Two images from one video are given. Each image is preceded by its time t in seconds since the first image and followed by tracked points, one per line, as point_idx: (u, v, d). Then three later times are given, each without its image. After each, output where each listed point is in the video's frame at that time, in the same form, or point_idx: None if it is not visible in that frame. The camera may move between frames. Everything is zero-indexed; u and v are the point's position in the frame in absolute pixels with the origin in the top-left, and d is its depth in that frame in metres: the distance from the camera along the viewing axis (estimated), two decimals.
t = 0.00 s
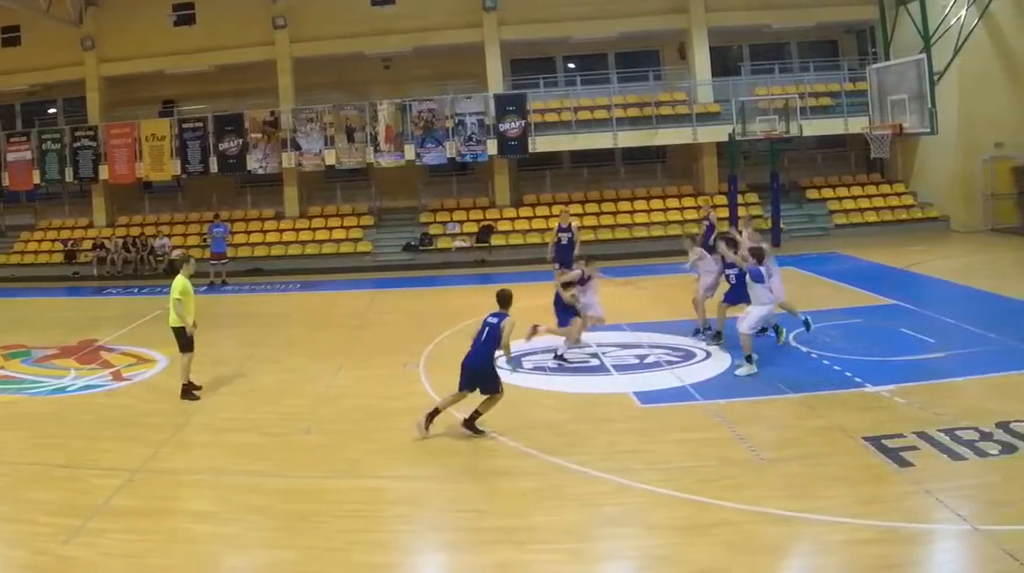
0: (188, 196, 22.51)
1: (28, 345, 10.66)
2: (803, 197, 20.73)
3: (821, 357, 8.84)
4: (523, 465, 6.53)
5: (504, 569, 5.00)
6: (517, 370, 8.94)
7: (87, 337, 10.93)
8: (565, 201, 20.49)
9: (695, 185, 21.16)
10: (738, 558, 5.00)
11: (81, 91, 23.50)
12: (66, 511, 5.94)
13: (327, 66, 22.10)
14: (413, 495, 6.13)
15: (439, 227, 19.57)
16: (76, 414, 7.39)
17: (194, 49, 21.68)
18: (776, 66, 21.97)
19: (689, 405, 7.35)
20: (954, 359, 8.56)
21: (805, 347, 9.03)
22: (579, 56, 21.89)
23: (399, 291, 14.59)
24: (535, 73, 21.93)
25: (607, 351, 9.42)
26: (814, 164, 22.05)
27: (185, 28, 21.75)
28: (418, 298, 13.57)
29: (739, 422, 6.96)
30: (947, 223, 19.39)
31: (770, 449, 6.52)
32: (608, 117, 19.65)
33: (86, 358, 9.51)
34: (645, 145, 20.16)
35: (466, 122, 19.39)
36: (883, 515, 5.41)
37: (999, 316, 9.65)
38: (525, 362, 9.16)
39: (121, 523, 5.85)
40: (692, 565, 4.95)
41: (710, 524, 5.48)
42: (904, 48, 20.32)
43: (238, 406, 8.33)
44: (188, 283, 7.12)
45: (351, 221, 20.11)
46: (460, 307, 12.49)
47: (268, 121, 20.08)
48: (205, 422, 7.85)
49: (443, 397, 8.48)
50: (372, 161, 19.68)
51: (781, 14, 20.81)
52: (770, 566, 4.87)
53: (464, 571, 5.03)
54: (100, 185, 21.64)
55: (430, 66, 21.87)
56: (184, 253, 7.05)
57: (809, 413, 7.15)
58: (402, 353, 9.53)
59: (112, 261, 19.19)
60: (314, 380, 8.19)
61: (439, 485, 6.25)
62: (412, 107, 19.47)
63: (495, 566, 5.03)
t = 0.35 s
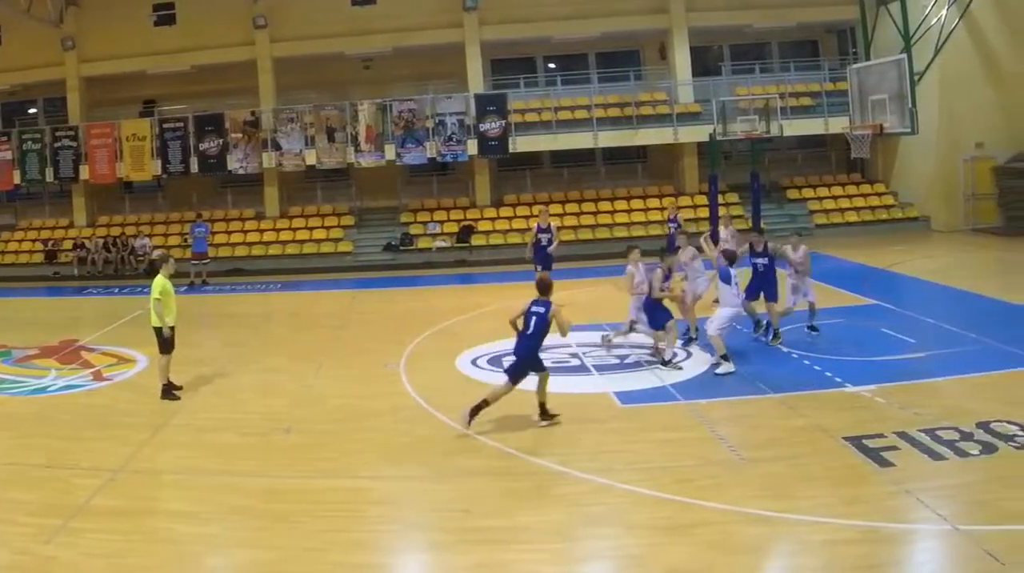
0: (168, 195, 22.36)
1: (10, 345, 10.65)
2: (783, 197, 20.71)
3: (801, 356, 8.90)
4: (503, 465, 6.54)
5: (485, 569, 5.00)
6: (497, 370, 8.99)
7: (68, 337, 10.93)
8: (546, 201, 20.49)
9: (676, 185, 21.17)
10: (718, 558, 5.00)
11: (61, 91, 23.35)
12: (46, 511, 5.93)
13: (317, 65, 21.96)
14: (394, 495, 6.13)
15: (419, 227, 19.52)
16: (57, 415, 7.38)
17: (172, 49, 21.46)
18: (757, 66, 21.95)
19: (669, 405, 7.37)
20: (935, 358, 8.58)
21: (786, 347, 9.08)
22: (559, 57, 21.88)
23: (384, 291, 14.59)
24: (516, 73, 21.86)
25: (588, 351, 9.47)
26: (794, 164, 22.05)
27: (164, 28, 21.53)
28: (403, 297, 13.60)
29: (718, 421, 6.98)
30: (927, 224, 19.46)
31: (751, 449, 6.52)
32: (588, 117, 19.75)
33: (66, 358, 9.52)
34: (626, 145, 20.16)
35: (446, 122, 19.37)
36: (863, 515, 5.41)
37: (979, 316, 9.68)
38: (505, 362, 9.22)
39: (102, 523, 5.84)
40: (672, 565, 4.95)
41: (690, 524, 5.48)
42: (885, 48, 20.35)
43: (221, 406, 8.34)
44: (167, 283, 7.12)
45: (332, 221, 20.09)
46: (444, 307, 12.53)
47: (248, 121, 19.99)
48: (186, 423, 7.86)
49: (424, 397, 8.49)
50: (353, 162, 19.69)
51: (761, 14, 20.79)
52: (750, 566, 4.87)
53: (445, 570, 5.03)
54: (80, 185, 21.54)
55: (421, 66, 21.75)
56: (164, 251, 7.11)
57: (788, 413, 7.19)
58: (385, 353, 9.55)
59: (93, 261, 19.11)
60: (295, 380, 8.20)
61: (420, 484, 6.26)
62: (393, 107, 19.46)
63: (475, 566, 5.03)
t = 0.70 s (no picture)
0: (150, 195, 22.31)
1: None
2: (765, 197, 20.73)
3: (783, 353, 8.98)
4: (485, 465, 6.54)
5: (466, 570, 5.00)
6: (478, 370, 9.03)
7: (50, 337, 10.93)
8: (528, 201, 20.51)
9: (657, 185, 21.20)
10: (698, 557, 5.00)
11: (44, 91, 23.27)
12: (26, 511, 5.92)
13: (306, 65, 21.86)
14: (377, 495, 6.13)
15: (401, 227, 19.51)
16: (39, 415, 7.38)
17: (155, 49, 21.40)
18: (739, 66, 21.99)
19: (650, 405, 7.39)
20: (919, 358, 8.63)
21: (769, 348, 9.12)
22: (541, 57, 21.87)
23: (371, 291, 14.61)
24: (498, 73, 21.84)
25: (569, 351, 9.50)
26: (775, 164, 22.09)
27: (147, 28, 21.45)
28: (390, 297, 13.64)
29: (701, 421, 6.99)
30: (909, 224, 19.45)
31: (733, 448, 6.52)
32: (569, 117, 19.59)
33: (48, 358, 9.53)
34: (608, 145, 20.17)
35: (428, 123, 19.36)
36: (846, 515, 5.40)
37: (961, 316, 9.77)
38: (486, 362, 9.26)
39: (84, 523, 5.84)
40: (653, 566, 4.94)
41: (673, 523, 5.47)
42: (866, 48, 20.36)
43: (205, 406, 8.35)
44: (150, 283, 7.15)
45: (313, 221, 20.06)
46: (429, 307, 12.56)
47: (230, 121, 19.98)
48: (168, 422, 7.87)
49: (407, 397, 8.52)
50: (334, 162, 19.64)
51: (742, 14, 20.84)
52: (732, 566, 4.86)
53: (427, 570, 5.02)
54: (62, 185, 21.49)
55: (411, 66, 21.71)
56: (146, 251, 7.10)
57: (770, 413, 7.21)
58: (368, 354, 9.57)
59: (76, 261, 19.04)
60: (278, 380, 8.21)
61: (403, 484, 6.26)
62: (374, 107, 19.43)
63: (457, 566, 5.02)
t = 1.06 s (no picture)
0: (132, 195, 22.28)
1: None
2: (747, 197, 20.72)
3: (760, 350, 9.05)
4: (467, 465, 6.55)
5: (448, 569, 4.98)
6: (460, 370, 9.08)
7: (31, 338, 10.93)
8: (510, 200, 20.51)
9: (640, 185, 21.22)
10: (679, 558, 4.99)
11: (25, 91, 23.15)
12: (6, 512, 5.90)
13: (298, 65, 21.84)
14: (359, 495, 6.12)
15: (383, 227, 19.52)
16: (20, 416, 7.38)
17: (137, 49, 21.35)
18: (721, 66, 22.02)
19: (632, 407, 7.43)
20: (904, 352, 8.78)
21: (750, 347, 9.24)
22: (523, 56, 21.86)
23: (356, 291, 14.62)
24: (479, 73, 21.83)
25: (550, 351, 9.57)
26: (758, 164, 22.08)
27: (129, 28, 21.41)
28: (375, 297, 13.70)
29: (683, 421, 7.02)
30: (891, 223, 19.51)
31: (714, 449, 6.53)
32: (552, 116, 19.76)
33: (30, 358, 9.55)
34: (590, 145, 20.18)
35: (410, 122, 19.38)
36: (828, 516, 5.39)
37: (943, 316, 9.92)
38: (468, 362, 9.31)
39: (66, 523, 5.83)
40: (635, 566, 4.92)
41: (655, 523, 5.46)
42: (848, 48, 20.43)
43: (188, 406, 8.36)
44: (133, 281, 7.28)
45: (296, 221, 20.07)
46: (413, 307, 12.60)
47: (212, 121, 19.96)
48: (150, 423, 7.88)
49: (391, 397, 8.54)
50: (316, 162, 19.62)
51: (724, 14, 20.90)
52: (714, 567, 4.84)
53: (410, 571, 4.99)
54: (43, 185, 21.41)
55: (398, 65, 21.67)
56: (127, 252, 7.20)
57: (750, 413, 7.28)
58: (351, 354, 9.59)
59: (57, 261, 19.00)
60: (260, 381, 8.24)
61: (385, 484, 6.26)
62: (356, 107, 19.40)
63: (438, 566, 5.01)
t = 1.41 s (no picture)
0: (115, 195, 22.28)
1: None
2: (730, 197, 20.68)
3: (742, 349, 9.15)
4: (449, 465, 6.54)
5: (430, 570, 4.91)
6: (443, 370, 9.11)
7: (12, 337, 10.95)
8: (492, 200, 20.53)
9: (622, 185, 21.24)
10: (660, 557, 4.95)
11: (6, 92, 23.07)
12: None
13: (284, 64, 21.79)
14: (340, 495, 6.10)
15: (365, 227, 19.51)
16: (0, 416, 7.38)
17: (120, 49, 21.33)
18: (704, 66, 22.04)
19: (614, 407, 7.47)
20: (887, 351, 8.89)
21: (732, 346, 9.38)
22: (504, 56, 21.85)
23: (342, 290, 14.64)
24: (461, 72, 21.83)
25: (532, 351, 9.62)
26: (740, 164, 22.11)
27: (111, 28, 21.40)
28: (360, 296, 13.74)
29: (665, 422, 7.06)
30: (873, 223, 19.52)
31: (696, 449, 6.53)
32: (533, 117, 19.76)
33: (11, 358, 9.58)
34: (572, 145, 20.19)
35: (392, 123, 19.35)
36: (811, 516, 5.35)
37: (924, 316, 10.02)
38: (450, 362, 9.35)
39: (48, 523, 5.80)
40: (615, 566, 4.87)
41: (637, 523, 5.42)
42: (830, 48, 20.44)
43: (171, 406, 8.36)
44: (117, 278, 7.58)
45: (277, 221, 20.09)
46: (398, 307, 12.64)
47: (194, 121, 19.91)
48: (131, 423, 7.90)
49: (375, 398, 8.55)
50: (298, 162, 19.60)
51: (707, 15, 20.94)
52: (696, 567, 4.79)
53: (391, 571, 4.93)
54: (25, 185, 21.35)
55: (380, 66, 21.70)
56: (108, 251, 7.54)
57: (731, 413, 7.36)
58: (334, 354, 9.62)
59: (39, 261, 18.99)
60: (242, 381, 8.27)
61: (367, 484, 6.24)
62: (338, 107, 19.39)
63: (420, 567, 4.94)
